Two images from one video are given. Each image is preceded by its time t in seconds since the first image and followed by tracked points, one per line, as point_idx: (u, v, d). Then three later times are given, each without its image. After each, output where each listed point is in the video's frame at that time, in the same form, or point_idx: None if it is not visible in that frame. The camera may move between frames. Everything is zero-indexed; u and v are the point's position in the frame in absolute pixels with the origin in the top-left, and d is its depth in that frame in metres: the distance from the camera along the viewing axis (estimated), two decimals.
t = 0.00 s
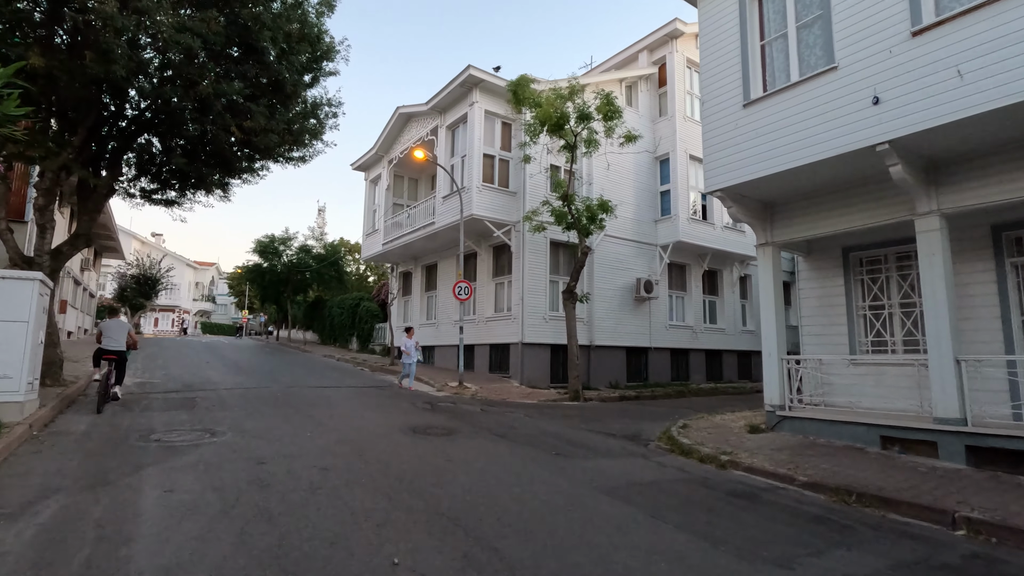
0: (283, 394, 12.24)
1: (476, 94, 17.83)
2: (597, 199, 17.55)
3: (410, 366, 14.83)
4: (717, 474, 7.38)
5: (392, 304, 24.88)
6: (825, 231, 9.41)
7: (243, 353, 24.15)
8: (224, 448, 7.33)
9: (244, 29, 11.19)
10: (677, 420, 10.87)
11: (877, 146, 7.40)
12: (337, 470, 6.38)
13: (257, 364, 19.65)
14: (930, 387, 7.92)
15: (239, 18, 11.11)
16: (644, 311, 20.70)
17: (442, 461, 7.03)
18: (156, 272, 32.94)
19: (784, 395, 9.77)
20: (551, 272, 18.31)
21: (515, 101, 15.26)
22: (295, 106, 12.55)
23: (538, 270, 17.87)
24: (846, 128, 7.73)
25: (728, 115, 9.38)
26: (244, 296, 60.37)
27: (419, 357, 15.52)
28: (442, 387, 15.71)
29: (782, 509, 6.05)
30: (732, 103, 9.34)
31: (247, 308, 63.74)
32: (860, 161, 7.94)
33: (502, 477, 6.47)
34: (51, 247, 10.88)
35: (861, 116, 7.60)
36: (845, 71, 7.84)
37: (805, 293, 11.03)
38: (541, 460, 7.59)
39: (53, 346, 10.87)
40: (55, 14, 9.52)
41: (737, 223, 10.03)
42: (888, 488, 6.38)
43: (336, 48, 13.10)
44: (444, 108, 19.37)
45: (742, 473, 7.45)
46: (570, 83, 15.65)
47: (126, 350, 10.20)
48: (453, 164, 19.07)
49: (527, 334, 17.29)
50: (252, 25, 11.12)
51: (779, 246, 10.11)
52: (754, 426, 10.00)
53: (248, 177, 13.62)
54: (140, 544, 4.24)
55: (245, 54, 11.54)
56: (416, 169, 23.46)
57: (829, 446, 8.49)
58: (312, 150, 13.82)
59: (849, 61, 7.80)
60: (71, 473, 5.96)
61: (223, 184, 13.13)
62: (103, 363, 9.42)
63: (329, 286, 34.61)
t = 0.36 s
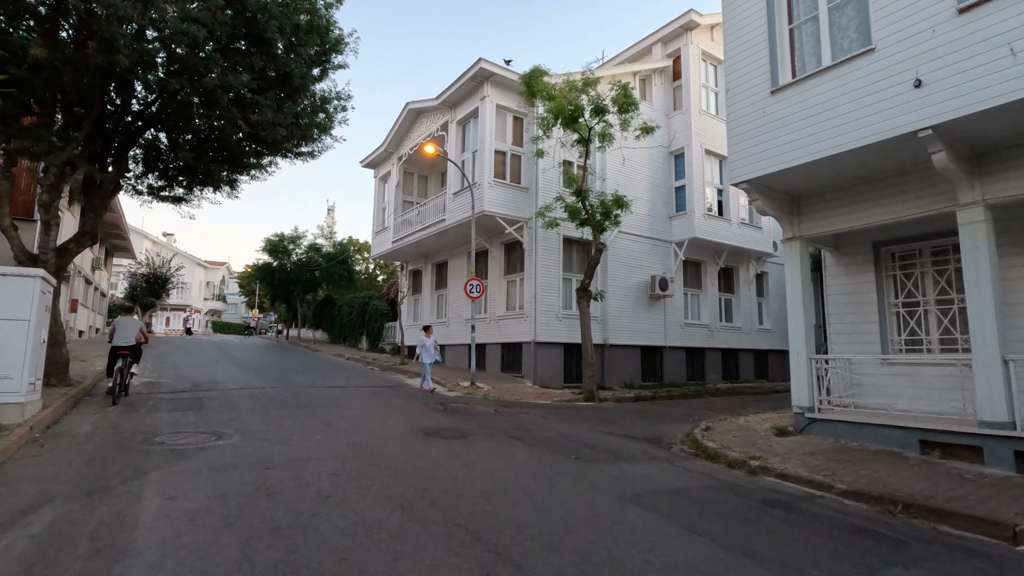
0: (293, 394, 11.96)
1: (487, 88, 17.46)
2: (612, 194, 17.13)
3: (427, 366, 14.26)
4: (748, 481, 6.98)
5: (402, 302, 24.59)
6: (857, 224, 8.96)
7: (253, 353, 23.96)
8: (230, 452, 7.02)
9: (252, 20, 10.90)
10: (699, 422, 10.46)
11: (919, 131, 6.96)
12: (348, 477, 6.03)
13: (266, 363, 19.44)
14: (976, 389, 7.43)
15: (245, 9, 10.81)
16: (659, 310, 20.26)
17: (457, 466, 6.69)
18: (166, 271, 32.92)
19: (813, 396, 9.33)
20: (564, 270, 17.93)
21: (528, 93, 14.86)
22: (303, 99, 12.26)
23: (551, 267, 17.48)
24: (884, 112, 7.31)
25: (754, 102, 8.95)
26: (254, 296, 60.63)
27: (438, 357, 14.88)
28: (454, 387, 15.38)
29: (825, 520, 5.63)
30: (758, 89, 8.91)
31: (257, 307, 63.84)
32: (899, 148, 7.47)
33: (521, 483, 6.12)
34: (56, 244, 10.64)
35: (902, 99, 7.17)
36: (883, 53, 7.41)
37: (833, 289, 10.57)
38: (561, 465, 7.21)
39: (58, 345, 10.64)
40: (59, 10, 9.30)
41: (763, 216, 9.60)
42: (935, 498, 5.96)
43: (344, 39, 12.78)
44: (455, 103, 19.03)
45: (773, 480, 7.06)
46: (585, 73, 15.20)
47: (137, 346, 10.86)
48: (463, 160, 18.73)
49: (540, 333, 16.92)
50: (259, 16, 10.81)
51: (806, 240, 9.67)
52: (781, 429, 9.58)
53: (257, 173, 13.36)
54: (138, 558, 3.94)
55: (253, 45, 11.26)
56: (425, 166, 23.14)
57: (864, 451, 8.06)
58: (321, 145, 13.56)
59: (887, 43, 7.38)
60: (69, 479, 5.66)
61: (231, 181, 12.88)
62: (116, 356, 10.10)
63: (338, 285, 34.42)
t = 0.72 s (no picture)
0: (312, 396, 11.71)
1: (506, 82, 17.07)
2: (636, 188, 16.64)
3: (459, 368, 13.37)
4: (796, 492, 6.49)
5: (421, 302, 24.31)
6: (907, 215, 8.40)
7: (272, 353, 23.90)
8: (248, 459, 6.75)
9: (267, 13, 10.60)
10: (735, 426, 9.96)
11: (985, 111, 6.58)
12: (369, 488, 5.69)
13: (285, 364, 19.30)
14: None
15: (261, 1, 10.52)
16: (684, 308, 19.69)
17: (484, 475, 6.32)
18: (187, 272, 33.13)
19: (859, 399, 8.79)
20: (587, 267, 17.46)
21: (550, 85, 14.41)
22: (320, 95, 11.99)
23: (573, 265, 17.03)
24: (944, 92, 6.97)
25: (798, 86, 8.62)
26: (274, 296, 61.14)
27: (469, 359, 13.91)
28: (475, 388, 15.03)
29: (889, 539, 5.13)
30: (802, 73, 8.57)
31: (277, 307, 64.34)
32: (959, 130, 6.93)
33: (554, 495, 5.72)
34: (74, 245, 10.52)
35: (963, 78, 6.83)
36: (941, 28, 7.08)
37: (877, 285, 10.01)
38: (594, 474, 6.80)
39: (77, 347, 10.53)
40: (75, 7, 9.15)
41: (804, 208, 9.07)
42: (1010, 514, 5.41)
43: (361, 33, 12.47)
44: (473, 98, 18.68)
45: (823, 491, 6.56)
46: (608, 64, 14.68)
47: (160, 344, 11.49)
48: (482, 156, 18.37)
49: (563, 332, 16.48)
50: (274, 8, 10.51)
51: (850, 233, 9.15)
52: (825, 433, 9.05)
53: (275, 171, 13.14)
54: None
55: (268, 38, 10.97)
56: (443, 163, 22.82)
57: (919, 458, 7.50)
58: (340, 142, 13.32)
59: (946, 19, 7.05)
60: (81, 489, 5.42)
61: (249, 180, 12.67)
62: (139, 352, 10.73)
63: (356, 285, 34.35)
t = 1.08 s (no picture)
0: (322, 398, 11.42)
1: (519, 76, 16.71)
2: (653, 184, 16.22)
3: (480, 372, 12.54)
4: (834, 502, 6.05)
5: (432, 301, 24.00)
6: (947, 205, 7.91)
7: (283, 354, 23.71)
8: (254, 465, 6.43)
9: (274, 4, 10.31)
10: (762, 430, 9.50)
11: None
12: (380, 498, 5.34)
13: (296, 364, 19.07)
14: None
15: None
16: (701, 307, 19.19)
17: (501, 484, 5.94)
18: (198, 273, 33.12)
19: (895, 402, 8.29)
20: (601, 265, 17.05)
21: (564, 78, 14.02)
22: (329, 90, 11.73)
23: (588, 263, 16.62)
24: (994, 73, 6.64)
25: (831, 70, 8.22)
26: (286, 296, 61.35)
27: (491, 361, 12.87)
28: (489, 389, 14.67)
29: (945, 556, 4.68)
30: (835, 56, 8.18)
31: (288, 307, 64.50)
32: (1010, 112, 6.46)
33: (576, 507, 5.33)
34: (80, 243, 10.30)
35: (1016, 58, 6.50)
36: (989, 6, 6.77)
37: (911, 281, 9.50)
38: (617, 483, 6.40)
39: (83, 348, 10.31)
40: None
41: (835, 200, 8.60)
42: None
43: (370, 26, 12.19)
44: (485, 94, 18.33)
45: (864, 502, 6.11)
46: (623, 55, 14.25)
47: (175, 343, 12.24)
48: (494, 153, 18.00)
49: (577, 332, 16.08)
50: None
51: (885, 227, 8.69)
52: (858, 438, 8.58)
53: (283, 168, 12.88)
54: None
55: (275, 30, 10.71)
56: (455, 161, 22.50)
57: (965, 466, 7.01)
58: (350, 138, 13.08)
59: None
60: (77, 498, 5.12)
61: (258, 177, 12.42)
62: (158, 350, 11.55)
63: (367, 285, 34.15)
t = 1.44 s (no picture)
0: (325, 405, 11.04)
1: (526, 73, 16.31)
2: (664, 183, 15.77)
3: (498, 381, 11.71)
4: (873, 524, 5.60)
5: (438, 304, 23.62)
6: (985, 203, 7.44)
7: (287, 357, 23.37)
8: (250, 481, 6.03)
9: None
10: (785, 441, 9.04)
11: None
12: (384, 521, 4.92)
13: (299, 368, 18.71)
14: None
15: None
16: (713, 309, 18.70)
17: (513, 504, 5.52)
18: (203, 275, 32.90)
19: (930, 412, 7.81)
20: (611, 267, 16.62)
21: (575, 73, 13.59)
22: (331, 86, 11.37)
23: (597, 265, 16.19)
24: None
25: (860, 60, 7.76)
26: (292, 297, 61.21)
27: (510, 367, 12.03)
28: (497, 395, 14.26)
29: None
30: (865, 46, 7.73)
31: (294, 309, 64.38)
32: None
33: (596, 530, 4.91)
34: (76, 245, 9.97)
35: None
36: None
37: (943, 283, 9.02)
38: (639, 501, 5.96)
39: (79, 354, 9.97)
40: None
41: (864, 198, 8.14)
42: None
43: (373, 21, 11.83)
44: (492, 92, 17.95)
45: (906, 523, 5.65)
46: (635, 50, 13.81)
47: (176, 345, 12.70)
48: (501, 152, 17.61)
49: (587, 336, 15.64)
50: None
51: (917, 226, 8.20)
52: (889, 450, 8.11)
53: (285, 168, 12.51)
54: None
55: (276, 24, 10.32)
56: (461, 161, 22.13)
57: (1010, 482, 6.53)
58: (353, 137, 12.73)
59: None
60: (57, 522, 4.73)
61: (259, 177, 12.07)
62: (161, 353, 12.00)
63: (373, 286, 33.85)
